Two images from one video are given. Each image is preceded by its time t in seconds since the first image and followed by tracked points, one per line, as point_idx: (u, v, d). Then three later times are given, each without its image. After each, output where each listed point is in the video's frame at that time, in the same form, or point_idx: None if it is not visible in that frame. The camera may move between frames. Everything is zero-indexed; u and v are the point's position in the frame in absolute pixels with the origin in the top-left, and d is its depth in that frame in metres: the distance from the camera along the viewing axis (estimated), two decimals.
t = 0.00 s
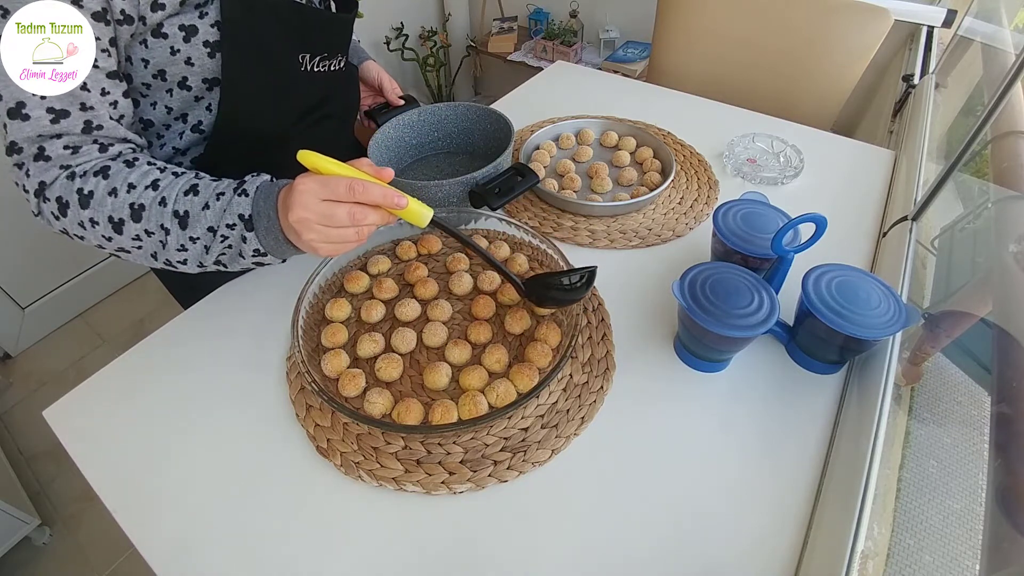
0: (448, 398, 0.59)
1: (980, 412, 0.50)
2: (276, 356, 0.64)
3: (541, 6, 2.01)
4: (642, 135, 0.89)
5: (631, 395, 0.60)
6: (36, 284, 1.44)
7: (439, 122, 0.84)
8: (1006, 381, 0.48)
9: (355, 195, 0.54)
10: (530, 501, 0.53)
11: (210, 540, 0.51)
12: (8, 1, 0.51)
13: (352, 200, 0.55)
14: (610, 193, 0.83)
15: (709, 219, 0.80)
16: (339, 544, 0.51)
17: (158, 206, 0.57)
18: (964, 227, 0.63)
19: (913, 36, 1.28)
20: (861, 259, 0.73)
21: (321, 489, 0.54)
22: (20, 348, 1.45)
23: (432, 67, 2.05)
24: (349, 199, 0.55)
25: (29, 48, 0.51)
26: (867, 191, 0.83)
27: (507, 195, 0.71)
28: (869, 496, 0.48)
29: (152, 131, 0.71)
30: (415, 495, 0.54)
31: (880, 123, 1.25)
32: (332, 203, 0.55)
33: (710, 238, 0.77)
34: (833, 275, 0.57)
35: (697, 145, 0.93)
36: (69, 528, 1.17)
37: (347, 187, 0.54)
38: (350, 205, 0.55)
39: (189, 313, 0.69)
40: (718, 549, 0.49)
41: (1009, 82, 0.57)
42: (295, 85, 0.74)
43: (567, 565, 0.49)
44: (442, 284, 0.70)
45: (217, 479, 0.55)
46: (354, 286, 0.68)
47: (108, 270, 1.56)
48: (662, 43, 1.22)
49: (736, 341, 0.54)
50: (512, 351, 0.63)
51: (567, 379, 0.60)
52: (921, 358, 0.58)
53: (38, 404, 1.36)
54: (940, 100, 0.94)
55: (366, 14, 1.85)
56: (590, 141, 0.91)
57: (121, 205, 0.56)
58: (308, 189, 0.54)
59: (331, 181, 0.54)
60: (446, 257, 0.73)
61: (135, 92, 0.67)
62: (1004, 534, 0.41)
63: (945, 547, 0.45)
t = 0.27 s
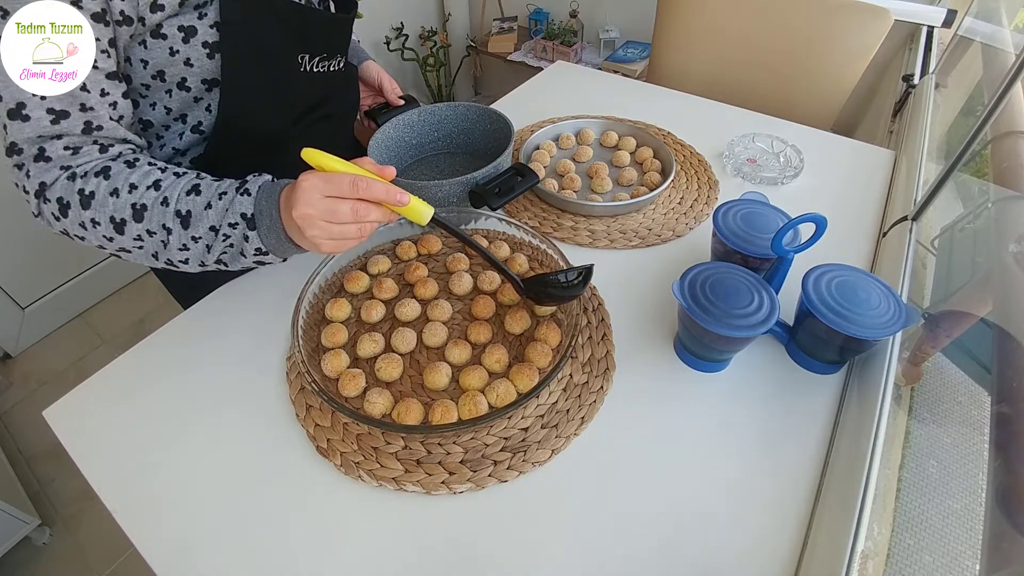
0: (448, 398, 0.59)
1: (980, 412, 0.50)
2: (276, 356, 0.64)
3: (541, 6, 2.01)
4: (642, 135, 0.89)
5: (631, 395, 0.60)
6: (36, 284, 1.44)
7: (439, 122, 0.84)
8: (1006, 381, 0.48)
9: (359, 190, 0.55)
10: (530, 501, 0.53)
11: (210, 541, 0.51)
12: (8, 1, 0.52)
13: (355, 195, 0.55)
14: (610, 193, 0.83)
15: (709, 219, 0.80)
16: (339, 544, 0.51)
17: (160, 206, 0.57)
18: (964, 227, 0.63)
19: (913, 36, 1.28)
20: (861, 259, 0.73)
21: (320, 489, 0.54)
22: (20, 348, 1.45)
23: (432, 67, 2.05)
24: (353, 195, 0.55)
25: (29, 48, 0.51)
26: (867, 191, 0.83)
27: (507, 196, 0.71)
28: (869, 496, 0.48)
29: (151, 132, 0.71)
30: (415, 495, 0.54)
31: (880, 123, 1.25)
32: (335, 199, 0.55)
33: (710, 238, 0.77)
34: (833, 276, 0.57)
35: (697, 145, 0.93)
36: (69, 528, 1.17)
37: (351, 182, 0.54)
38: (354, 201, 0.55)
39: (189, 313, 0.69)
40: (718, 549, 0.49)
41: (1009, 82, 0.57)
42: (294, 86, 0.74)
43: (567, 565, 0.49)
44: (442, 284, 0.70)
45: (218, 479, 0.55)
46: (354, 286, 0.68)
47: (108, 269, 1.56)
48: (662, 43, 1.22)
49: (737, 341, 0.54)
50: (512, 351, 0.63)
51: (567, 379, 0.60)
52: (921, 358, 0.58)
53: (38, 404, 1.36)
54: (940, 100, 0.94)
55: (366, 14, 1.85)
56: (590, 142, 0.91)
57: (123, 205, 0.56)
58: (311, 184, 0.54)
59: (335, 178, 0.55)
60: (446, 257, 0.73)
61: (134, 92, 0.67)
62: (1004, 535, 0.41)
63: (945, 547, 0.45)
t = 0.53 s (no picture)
0: (448, 398, 0.59)
1: (980, 412, 0.50)
2: (276, 356, 0.64)
3: (541, 6, 2.01)
4: (642, 135, 0.89)
5: (631, 395, 0.60)
6: (37, 284, 1.44)
7: (439, 122, 0.84)
8: (1006, 381, 0.48)
9: (358, 157, 0.56)
10: (530, 501, 0.53)
11: (210, 541, 0.51)
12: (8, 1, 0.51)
13: (354, 162, 0.56)
14: (610, 193, 0.83)
15: (709, 219, 0.80)
16: (339, 544, 0.51)
17: (155, 193, 0.57)
18: (964, 227, 0.63)
19: (913, 36, 1.28)
20: (861, 259, 0.73)
21: (320, 489, 0.54)
22: (20, 348, 1.45)
23: (432, 67, 2.05)
24: (351, 162, 0.57)
25: (29, 48, 0.51)
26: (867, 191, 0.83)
27: (507, 195, 0.71)
28: (869, 496, 0.48)
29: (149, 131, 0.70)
30: (415, 495, 0.53)
31: (880, 123, 1.25)
32: (335, 166, 0.56)
33: (710, 238, 0.77)
34: (833, 275, 0.57)
35: (697, 145, 0.93)
36: (69, 528, 1.17)
37: (350, 149, 0.56)
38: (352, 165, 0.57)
39: (189, 313, 0.69)
40: (718, 549, 0.49)
41: (1009, 82, 0.57)
42: (293, 85, 0.74)
43: (567, 565, 0.49)
44: (442, 284, 0.70)
45: (218, 479, 0.55)
46: (354, 286, 0.68)
47: (109, 270, 1.56)
48: (662, 43, 1.22)
49: (737, 341, 0.54)
50: (512, 351, 0.63)
51: (567, 379, 0.60)
52: (921, 358, 0.58)
53: (38, 404, 1.36)
54: (940, 100, 0.94)
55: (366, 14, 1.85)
56: (590, 142, 0.91)
57: (118, 195, 0.56)
58: (311, 151, 0.55)
59: (333, 145, 0.57)
60: (446, 257, 0.73)
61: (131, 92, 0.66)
62: (1004, 535, 0.41)
63: (945, 547, 0.45)
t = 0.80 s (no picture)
0: (448, 398, 0.59)
1: (980, 412, 0.49)
2: (276, 356, 0.64)
3: (541, 6, 2.01)
4: (642, 135, 0.89)
5: (631, 395, 0.60)
6: (37, 284, 1.44)
7: (440, 123, 0.84)
8: (1006, 381, 0.48)
9: (347, 143, 0.56)
10: (530, 501, 0.53)
11: (210, 541, 0.51)
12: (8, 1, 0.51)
13: (343, 148, 0.56)
14: (610, 193, 0.83)
15: (709, 219, 0.80)
16: (339, 544, 0.51)
17: (148, 187, 0.57)
18: (964, 227, 0.63)
19: (913, 36, 1.28)
20: (861, 259, 0.73)
21: (320, 489, 0.54)
22: (20, 348, 1.45)
23: (432, 67, 2.05)
24: (341, 148, 0.56)
25: (29, 48, 0.51)
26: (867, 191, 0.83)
27: (507, 195, 0.69)
28: (869, 496, 0.48)
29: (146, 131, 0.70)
30: (415, 495, 0.54)
31: (880, 123, 1.25)
32: (325, 153, 0.56)
33: (710, 238, 0.77)
34: (833, 275, 0.57)
35: (697, 145, 0.93)
36: (69, 528, 1.17)
37: (339, 135, 0.56)
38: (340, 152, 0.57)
39: (188, 313, 0.69)
40: (718, 549, 0.49)
41: (1009, 82, 0.57)
42: (290, 84, 0.73)
43: (567, 565, 0.49)
44: (442, 284, 0.70)
45: (218, 479, 0.55)
46: (354, 286, 0.68)
47: (109, 270, 1.56)
48: (662, 43, 1.22)
49: (738, 341, 0.54)
50: (512, 351, 0.63)
51: (567, 379, 0.60)
52: (921, 358, 0.58)
53: (38, 404, 1.36)
54: (939, 100, 0.94)
55: (366, 14, 1.85)
56: (590, 142, 0.91)
57: (112, 190, 0.56)
58: (301, 139, 0.55)
59: (323, 132, 0.56)
60: (446, 257, 0.73)
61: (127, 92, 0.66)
62: (1004, 535, 0.41)
63: (945, 547, 0.45)
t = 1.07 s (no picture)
0: (448, 398, 0.59)
1: (980, 412, 0.49)
2: (276, 356, 0.64)
3: (541, 6, 2.01)
4: (642, 135, 0.89)
5: (632, 395, 0.60)
6: (37, 284, 1.44)
7: (440, 122, 0.84)
8: (1006, 381, 0.48)
9: (332, 136, 0.55)
10: (530, 501, 0.53)
11: (210, 541, 0.51)
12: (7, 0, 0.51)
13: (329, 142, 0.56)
14: (610, 193, 0.83)
15: (709, 219, 0.80)
16: (339, 544, 0.51)
17: (137, 181, 0.57)
18: (964, 227, 0.63)
19: (913, 36, 1.28)
20: (861, 259, 0.73)
21: (320, 489, 0.54)
22: (20, 348, 1.45)
23: (432, 67, 2.05)
24: (326, 141, 0.56)
25: (29, 48, 0.51)
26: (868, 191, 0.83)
27: (507, 195, 0.69)
28: (869, 496, 0.48)
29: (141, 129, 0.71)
30: (415, 495, 0.54)
31: (880, 123, 1.25)
32: (311, 145, 0.55)
33: (710, 238, 0.77)
34: (833, 275, 0.57)
35: (697, 145, 0.93)
36: (69, 528, 1.17)
37: (325, 128, 0.55)
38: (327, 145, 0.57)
39: (188, 313, 0.69)
40: (718, 548, 0.49)
41: (1010, 82, 0.57)
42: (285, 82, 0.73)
43: (567, 565, 0.49)
44: (442, 284, 0.70)
45: (217, 479, 0.55)
46: (354, 286, 0.68)
47: (109, 270, 1.56)
48: (662, 43, 1.22)
49: (737, 341, 0.54)
50: (512, 351, 0.63)
51: (567, 379, 0.60)
52: (921, 358, 0.58)
53: (38, 404, 1.36)
54: (940, 100, 0.94)
55: (366, 14, 1.85)
56: (590, 142, 0.91)
57: (101, 185, 0.56)
58: (287, 130, 0.55)
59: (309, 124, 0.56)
60: (446, 257, 0.73)
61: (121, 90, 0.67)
62: (1005, 535, 0.41)
63: (945, 547, 0.45)
